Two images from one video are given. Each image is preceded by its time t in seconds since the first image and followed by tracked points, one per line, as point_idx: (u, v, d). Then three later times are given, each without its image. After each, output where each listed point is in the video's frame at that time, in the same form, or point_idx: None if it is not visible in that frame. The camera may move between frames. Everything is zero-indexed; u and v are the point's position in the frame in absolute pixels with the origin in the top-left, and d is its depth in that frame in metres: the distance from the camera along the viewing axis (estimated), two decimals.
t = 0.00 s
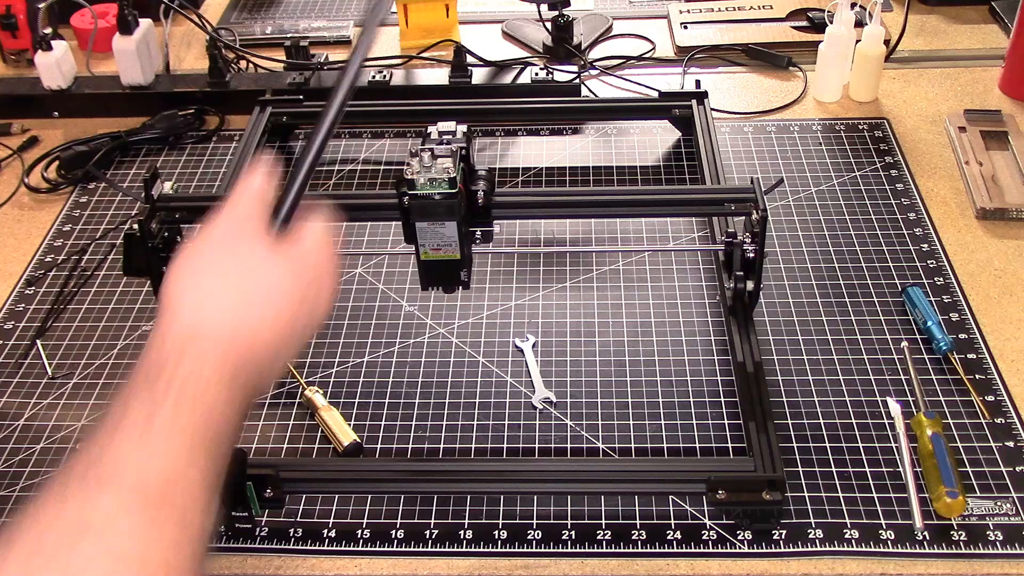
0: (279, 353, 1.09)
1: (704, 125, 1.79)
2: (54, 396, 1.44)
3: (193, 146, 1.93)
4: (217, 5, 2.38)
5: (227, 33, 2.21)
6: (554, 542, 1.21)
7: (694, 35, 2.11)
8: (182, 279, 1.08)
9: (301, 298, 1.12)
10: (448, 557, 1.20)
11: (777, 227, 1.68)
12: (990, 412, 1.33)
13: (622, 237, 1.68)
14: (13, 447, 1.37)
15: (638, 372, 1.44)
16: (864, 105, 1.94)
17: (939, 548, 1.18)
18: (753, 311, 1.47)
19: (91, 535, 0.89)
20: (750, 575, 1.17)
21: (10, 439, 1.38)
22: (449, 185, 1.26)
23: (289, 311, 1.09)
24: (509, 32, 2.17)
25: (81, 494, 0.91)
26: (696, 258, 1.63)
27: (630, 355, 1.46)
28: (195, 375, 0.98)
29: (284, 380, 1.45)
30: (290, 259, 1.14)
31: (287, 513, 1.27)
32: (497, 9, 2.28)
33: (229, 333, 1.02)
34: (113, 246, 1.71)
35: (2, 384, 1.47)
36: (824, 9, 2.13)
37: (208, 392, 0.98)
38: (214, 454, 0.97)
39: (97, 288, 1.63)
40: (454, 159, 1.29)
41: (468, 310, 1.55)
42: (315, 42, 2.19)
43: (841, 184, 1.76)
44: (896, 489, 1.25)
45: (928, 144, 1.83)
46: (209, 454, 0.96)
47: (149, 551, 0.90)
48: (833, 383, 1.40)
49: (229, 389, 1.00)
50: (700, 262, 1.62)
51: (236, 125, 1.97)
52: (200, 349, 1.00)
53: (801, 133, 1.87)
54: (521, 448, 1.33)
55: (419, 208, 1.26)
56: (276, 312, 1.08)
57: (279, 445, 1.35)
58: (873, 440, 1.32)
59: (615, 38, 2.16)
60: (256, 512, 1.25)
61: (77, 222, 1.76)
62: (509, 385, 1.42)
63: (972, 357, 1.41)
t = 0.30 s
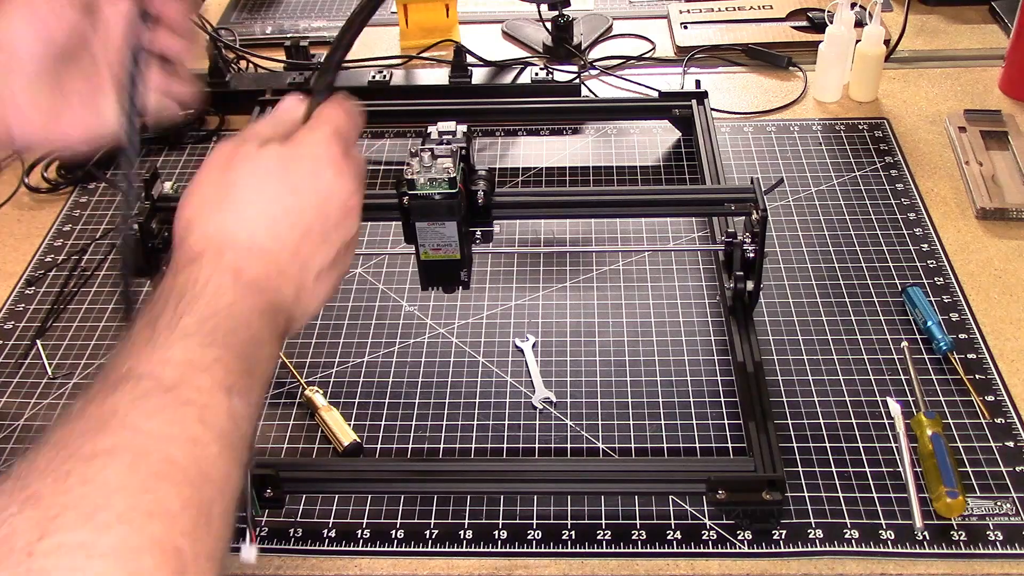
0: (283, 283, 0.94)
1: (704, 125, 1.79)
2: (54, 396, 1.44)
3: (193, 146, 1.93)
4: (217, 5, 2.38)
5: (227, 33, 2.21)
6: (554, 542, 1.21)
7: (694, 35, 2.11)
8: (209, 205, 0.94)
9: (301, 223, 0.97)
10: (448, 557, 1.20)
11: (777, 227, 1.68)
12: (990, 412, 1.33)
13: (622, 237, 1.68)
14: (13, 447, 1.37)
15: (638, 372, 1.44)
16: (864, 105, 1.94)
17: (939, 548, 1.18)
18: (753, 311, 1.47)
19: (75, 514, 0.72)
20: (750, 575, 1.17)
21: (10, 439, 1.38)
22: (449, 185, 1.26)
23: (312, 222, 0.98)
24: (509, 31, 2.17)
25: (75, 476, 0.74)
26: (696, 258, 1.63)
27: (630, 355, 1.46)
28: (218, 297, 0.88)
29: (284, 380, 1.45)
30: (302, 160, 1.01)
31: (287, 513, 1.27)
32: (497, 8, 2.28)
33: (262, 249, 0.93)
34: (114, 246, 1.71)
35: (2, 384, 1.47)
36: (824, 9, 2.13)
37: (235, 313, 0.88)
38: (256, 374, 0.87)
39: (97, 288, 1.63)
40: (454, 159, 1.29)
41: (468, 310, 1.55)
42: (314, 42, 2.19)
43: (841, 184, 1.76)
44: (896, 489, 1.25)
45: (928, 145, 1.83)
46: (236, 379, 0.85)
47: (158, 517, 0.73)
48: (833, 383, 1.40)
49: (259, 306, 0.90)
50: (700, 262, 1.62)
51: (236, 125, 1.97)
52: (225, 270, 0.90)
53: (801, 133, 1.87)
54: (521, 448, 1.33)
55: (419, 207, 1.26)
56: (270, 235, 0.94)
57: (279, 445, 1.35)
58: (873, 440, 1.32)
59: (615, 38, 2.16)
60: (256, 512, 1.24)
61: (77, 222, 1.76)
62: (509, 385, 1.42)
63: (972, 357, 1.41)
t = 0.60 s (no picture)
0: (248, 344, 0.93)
1: (704, 125, 1.79)
2: (53, 396, 1.44)
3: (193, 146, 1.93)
4: (217, 5, 2.38)
5: (227, 33, 2.21)
6: (555, 542, 1.21)
7: (694, 35, 2.11)
8: (171, 268, 0.93)
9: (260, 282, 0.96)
10: (448, 557, 1.20)
11: (777, 227, 1.68)
12: (990, 412, 1.33)
13: (622, 236, 1.68)
14: (13, 447, 1.37)
15: (638, 372, 1.44)
16: (864, 105, 1.94)
17: (939, 548, 1.18)
18: (753, 311, 1.48)
19: (53, 549, 0.71)
20: (751, 575, 1.17)
21: (10, 439, 1.38)
22: (449, 185, 1.26)
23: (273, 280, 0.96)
24: (509, 31, 2.17)
25: (52, 519, 0.73)
26: (696, 258, 1.63)
27: (630, 355, 1.46)
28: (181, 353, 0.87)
29: (284, 380, 1.45)
30: (263, 218, 0.99)
31: (287, 513, 1.27)
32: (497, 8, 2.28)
33: (220, 307, 0.91)
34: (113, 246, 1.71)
35: (2, 384, 1.47)
36: (824, 9, 2.13)
37: (198, 370, 0.86)
38: (222, 423, 0.86)
39: (97, 288, 1.63)
40: (454, 159, 1.29)
41: (468, 310, 1.55)
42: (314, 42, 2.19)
43: (841, 184, 1.76)
44: (896, 489, 1.25)
45: (928, 145, 1.83)
46: (202, 426, 0.83)
47: (135, 554, 0.73)
48: (833, 383, 1.40)
49: (224, 361, 0.89)
50: (700, 262, 1.62)
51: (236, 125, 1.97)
52: (191, 332, 0.89)
53: (801, 133, 1.87)
54: (521, 448, 1.33)
55: (419, 207, 1.26)
56: (230, 293, 0.93)
57: (279, 445, 1.35)
58: (873, 440, 1.32)
59: (615, 38, 2.16)
60: (256, 512, 1.24)
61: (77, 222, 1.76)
62: (509, 385, 1.42)
63: (972, 357, 1.41)
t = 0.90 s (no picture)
0: (294, 458, 0.88)
1: (704, 125, 1.79)
2: (53, 396, 1.44)
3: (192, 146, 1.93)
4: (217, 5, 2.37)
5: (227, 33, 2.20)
6: (555, 542, 1.21)
7: (694, 35, 2.11)
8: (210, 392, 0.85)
9: (286, 398, 0.87)
10: (448, 557, 1.20)
11: (777, 227, 1.68)
12: (990, 412, 1.33)
13: (622, 236, 1.68)
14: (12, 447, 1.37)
15: (638, 372, 1.44)
16: (864, 105, 1.94)
17: (939, 548, 1.18)
18: (753, 311, 1.48)
19: None
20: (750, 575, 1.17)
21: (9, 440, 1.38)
22: (449, 185, 1.26)
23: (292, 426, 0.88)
24: (509, 31, 2.17)
25: None
26: (696, 258, 1.63)
27: (630, 354, 1.46)
28: (222, 511, 0.82)
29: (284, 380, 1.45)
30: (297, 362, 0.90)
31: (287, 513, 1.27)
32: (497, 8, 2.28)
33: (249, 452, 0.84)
34: (113, 246, 1.71)
35: (1, 385, 1.47)
36: (824, 9, 2.13)
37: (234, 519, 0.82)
38: None
39: (97, 288, 1.63)
40: (454, 159, 1.29)
41: (468, 310, 1.55)
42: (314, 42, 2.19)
43: (841, 184, 1.76)
44: (896, 489, 1.25)
45: (927, 145, 1.83)
46: None
47: None
48: (833, 383, 1.40)
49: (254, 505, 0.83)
50: (700, 262, 1.62)
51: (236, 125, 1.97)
52: (224, 476, 0.83)
53: (801, 133, 1.87)
54: (521, 448, 1.33)
55: (419, 207, 1.26)
56: (260, 426, 0.85)
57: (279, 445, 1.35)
58: (873, 440, 1.32)
59: (615, 38, 2.16)
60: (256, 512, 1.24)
61: (77, 222, 1.76)
62: (509, 385, 1.42)
63: (972, 357, 1.41)
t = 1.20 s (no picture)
0: None
1: (704, 125, 1.79)
2: (53, 396, 1.44)
3: (193, 146, 1.93)
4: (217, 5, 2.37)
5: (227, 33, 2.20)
6: (555, 542, 1.21)
7: (693, 35, 2.11)
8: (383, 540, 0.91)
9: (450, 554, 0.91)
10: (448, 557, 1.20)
11: (777, 227, 1.68)
12: (990, 412, 1.33)
13: (622, 237, 1.68)
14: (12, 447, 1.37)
15: (638, 372, 1.44)
16: (864, 105, 1.94)
17: (939, 548, 1.18)
18: (753, 311, 1.48)
19: None
20: (751, 575, 1.17)
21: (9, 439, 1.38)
22: (449, 185, 1.26)
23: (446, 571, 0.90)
24: (509, 31, 2.17)
25: None
26: (696, 258, 1.63)
27: (630, 354, 1.46)
28: None
29: (284, 380, 1.45)
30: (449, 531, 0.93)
31: (287, 513, 1.27)
32: (497, 8, 2.28)
33: None
34: (114, 246, 1.71)
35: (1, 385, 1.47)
36: (823, 9, 2.13)
37: None
38: None
39: (97, 288, 1.63)
40: (454, 160, 1.29)
41: (468, 310, 1.55)
42: (315, 42, 2.19)
43: (841, 184, 1.76)
44: (896, 489, 1.25)
45: (928, 145, 1.83)
46: None
47: None
48: (833, 383, 1.40)
49: None
50: (700, 262, 1.62)
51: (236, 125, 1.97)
52: None
53: (801, 133, 1.87)
54: (521, 448, 1.33)
55: (419, 207, 1.26)
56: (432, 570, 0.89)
57: (279, 445, 1.35)
58: (873, 440, 1.32)
59: (615, 38, 2.16)
60: (256, 512, 1.24)
61: (77, 222, 1.76)
62: (509, 385, 1.42)
63: (972, 357, 1.41)
